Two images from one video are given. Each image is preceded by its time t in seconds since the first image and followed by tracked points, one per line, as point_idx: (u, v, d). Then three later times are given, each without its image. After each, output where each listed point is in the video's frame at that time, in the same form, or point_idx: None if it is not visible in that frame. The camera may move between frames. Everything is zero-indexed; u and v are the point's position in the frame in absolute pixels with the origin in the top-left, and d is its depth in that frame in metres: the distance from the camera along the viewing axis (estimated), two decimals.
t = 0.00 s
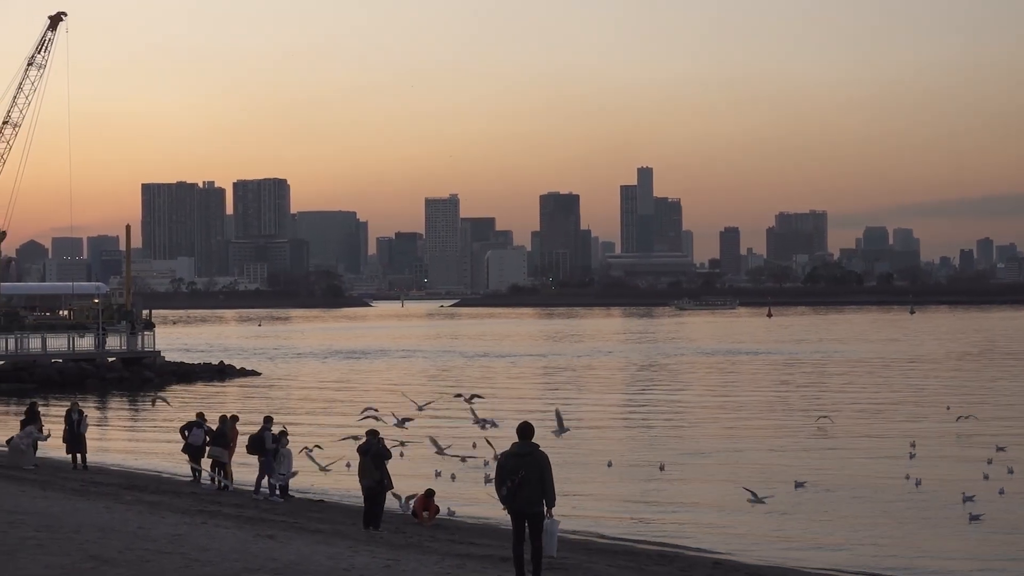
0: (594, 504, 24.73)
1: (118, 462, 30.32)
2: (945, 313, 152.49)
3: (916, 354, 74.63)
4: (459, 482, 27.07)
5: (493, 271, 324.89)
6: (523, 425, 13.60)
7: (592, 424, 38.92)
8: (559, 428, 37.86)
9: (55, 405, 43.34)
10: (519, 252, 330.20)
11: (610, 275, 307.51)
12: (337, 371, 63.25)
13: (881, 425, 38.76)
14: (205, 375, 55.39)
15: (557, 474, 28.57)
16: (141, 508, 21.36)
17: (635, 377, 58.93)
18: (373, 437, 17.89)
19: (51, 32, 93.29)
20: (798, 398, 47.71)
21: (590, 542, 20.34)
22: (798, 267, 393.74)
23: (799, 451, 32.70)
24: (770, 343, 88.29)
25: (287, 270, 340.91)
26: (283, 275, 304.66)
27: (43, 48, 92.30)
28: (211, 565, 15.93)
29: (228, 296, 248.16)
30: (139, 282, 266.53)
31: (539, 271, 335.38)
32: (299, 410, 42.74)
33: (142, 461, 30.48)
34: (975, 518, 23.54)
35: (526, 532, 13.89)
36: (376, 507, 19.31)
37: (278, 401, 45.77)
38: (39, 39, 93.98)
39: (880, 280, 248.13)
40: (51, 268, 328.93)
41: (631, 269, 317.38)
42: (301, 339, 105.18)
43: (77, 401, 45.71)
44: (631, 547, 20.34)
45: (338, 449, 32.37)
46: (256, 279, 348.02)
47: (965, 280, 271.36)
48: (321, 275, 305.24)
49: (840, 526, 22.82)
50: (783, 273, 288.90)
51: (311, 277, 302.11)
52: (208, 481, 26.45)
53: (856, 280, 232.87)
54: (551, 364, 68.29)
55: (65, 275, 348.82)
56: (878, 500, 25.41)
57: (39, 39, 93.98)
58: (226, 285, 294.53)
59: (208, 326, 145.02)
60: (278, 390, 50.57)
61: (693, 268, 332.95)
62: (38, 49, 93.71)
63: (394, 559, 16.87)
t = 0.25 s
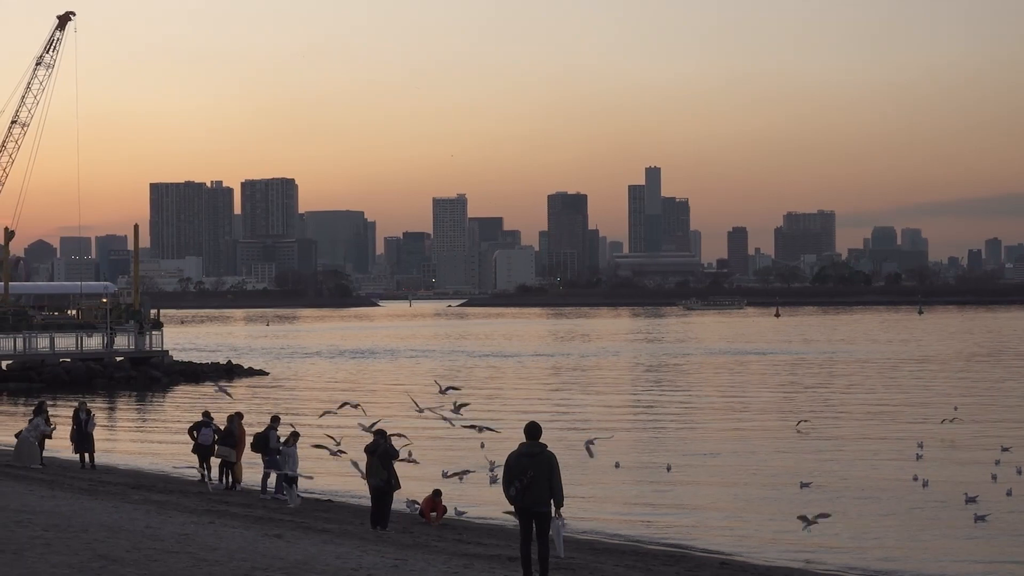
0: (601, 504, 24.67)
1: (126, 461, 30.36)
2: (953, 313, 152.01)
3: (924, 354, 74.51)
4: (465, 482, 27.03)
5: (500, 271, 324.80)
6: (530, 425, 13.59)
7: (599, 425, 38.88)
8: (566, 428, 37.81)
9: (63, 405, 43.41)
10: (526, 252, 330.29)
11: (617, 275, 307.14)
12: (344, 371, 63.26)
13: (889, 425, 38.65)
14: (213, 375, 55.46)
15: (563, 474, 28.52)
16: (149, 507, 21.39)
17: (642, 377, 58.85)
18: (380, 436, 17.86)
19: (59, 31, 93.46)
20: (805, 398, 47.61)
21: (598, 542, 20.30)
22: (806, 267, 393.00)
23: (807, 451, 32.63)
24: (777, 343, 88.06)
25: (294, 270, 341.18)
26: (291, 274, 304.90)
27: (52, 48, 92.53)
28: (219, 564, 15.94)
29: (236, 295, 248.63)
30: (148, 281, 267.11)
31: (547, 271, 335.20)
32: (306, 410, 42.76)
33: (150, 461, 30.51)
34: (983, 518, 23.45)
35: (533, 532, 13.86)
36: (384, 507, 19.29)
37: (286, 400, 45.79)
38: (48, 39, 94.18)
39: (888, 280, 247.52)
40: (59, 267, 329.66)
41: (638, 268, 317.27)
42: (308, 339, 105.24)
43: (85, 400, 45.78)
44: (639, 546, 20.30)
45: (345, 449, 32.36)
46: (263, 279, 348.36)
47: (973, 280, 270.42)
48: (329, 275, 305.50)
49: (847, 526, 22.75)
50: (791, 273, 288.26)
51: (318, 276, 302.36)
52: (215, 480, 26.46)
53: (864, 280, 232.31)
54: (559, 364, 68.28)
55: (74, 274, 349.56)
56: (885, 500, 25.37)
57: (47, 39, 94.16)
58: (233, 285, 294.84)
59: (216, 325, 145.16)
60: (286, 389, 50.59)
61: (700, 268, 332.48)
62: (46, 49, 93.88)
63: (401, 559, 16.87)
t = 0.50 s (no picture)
0: (609, 504, 24.59)
1: (133, 460, 30.36)
2: (960, 313, 151.46)
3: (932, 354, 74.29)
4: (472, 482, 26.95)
5: (507, 270, 324.50)
6: (538, 425, 13.55)
7: (605, 424, 38.80)
8: (572, 427, 37.73)
9: (70, 404, 43.44)
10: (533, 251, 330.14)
11: (623, 274, 306.68)
12: (351, 370, 63.22)
13: (896, 425, 38.50)
14: (220, 374, 55.49)
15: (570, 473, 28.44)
16: (156, 506, 21.40)
17: (649, 377, 58.75)
18: (388, 436, 17.86)
19: (66, 31, 93.53)
20: (813, 398, 47.46)
21: (605, 542, 20.23)
22: (813, 267, 392.13)
23: (814, 451, 32.52)
24: (784, 343, 87.78)
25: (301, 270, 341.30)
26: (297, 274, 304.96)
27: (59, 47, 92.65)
28: (225, 563, 15.94)
29: (242, 294, 248.87)
30: (155, 280, 267.49)
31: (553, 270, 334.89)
32: (313, 410, 42.74)
33: (156, 460, 30.52)
34: (991, 518, 23.33)
35: (540, 531, 13.81)
36: (391, 506, 19.26)
37: (292, 400, 45.77)
38: (55, 39, 94.28)
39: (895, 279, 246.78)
40: (67, 267, 330.12)
41: (645, 267, 317.03)
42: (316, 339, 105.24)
43: (92, 399, 45.81)
44: (646, 546, 20.23)
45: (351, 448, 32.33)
46: (270, 278, 348.56)
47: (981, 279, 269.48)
48: (335, 275, 305.58)
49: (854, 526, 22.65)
50: (798, 273, 287.54)
51: (325, 276, 302.48)
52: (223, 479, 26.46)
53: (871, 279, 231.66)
54: (566, 364, 68.21)
55: (81, 274, 350.08)
56: (893, 500, 25.30)
57: (54, 39, 94.25)
58: (240, 285, 295.02)
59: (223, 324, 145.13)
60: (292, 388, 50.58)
61: (707, 268, 331.95)
62: (53, 49, 93.98)
63: (408, 559, 16.85)
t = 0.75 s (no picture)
0: (617, 503, 24.54)
1: (142, 459, 30.41)
2: (969, 313, 151.00)
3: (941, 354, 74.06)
4: (480, 482, 26.93)
5: (515, 270, 324.40)
6: (548, 424, 13.51)
7: (613, 424, 38.77)
8: (581, 427, 37.70)
9: (79, 404, 43.50)
10: (542, 251, 330.10)
11: (632, 274, 306.35)
12: (359, 370, 63.23)
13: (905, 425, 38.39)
14: (229, 374, 55.56)
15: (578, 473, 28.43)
16: (165, 505, 21.40)
17: (658, 377, 58.66)
18: (396, 435, 17.84)
19: (75, 31, 93.72)
20: (821, 397, 47.37)
21: (614, 542, 20.20)
22: (822, 268, 391.35)
23: (822, 451, 32.44)
24: (792, 343, 87.55)
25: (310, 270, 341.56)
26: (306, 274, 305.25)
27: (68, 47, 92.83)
28: (235, 562, 15.93)
29: (251, 294, 249.30)
30: (164, 280, 268.06)
31: (562, 270, 334.67)
32: (321, 409, 42.75)
33: (165, 459, 30.56)
34: (998, 518, 23.27)
35: (549, 531, 13.77)
36: (400, 505, 19.25)
37: (300, 399, 45.80)
38: (63, 40, 94.50)
39: (904, 279, 246.14)
40: (76, 267, 330.91)
41: (654, 267, 316.82)
42: (324, 339, 105.33)
43: (101, 399, 45.88)
44: (654, 546, 20.18)
45: (358, 448, 32.31)
46: (279, 278, 348.86)
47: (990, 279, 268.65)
48: (344, 275, 305.72)
49: (861, 525, 22.60)
50: (807, 273, 287.05)
51: (333, 276, 302.78)
52: (232, 478, 26.48)
53: (880, 279, 231.17)
54: (574, 364, 68.16)
55: (90, 274, 350.88)
56: (903, 500, 25.22)
57: (62, 40, 94.47)
58: (249, 285, 295.41)
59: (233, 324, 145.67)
60: (301, 388, 50.61)
61: (716, 268, 331.45)
62: (61, 49, 94.18)
63: (418, 558, 16.84)
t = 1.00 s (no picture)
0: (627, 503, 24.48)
1: (152, 459, 30.43)
2: (980, 313, 150.44)
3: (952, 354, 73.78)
4: (490, 482, 26.90)
5: (524, 270, 324.25)
6: (557, 424, 13.47)
7: (622, 424, 38.69)
8: (590, 427, 37.64)
9: (88, 404, 43.56)
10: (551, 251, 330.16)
11: (641, 274, 305.95)
12: (368, 370, 63.25)
13: (915, 425, 38.24)
14: (238, 374, 55.60)
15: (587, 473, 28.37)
16: (175, 505, 21.39)
17: (667, 377, 58.58)
18: (405, 435, 17.77)
19: (85, 31, 93.86)
20: (831, 397, 47.22)
21: (624, 542, 20.13)
22: (831, 267, 390.43)
23: (832, 451, 32.34)
24: (802, 343, 87.28)
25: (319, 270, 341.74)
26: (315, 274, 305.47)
27: (77, 48, 93.08)
28: (244, 563, 15.90)
29: (260, 294, 249.83)
30: (173, 280, 268.74)
31: (571, 270, 334.36)
32: (331, 409, 42.73)
33: (175, 459, 30.58)
34: (1005, 518, 23.19)
35: (557, 530, 13.74)
36: (409, 504, 19.21)
37: (310, 399, 45.80)
38: (74, 40, 94.63)
39: (913, 278, 245.43)
40: (86, 267, 331.63)
41: (663, 267, 316.56)
42: (334, 339, 105.33)
43: (110, 399, 45.92)
44: (664, 546, 20.11)
45: (368, 448, 32.28)
46: (288, 278, 349.22)
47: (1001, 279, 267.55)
48: (353, 275, 305.85)
49: (871, 525, 22.51)
50: (816, 273, 286.38)
51: (343, 276, 302.95)
52: (241, 477, 26.46)
53: (890, 279, 230.47)
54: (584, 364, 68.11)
55: (100, 274, 351.50)
56: (913, 500, 25.12)
57: (73, 40, 94.60)
58: (258, 284, 295.64)
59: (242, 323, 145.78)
60: (310, 388, 50.61)
61: (725, 268, 330.88)
62: (71, 49, 94.34)
63: (427, 557, 16.80)
